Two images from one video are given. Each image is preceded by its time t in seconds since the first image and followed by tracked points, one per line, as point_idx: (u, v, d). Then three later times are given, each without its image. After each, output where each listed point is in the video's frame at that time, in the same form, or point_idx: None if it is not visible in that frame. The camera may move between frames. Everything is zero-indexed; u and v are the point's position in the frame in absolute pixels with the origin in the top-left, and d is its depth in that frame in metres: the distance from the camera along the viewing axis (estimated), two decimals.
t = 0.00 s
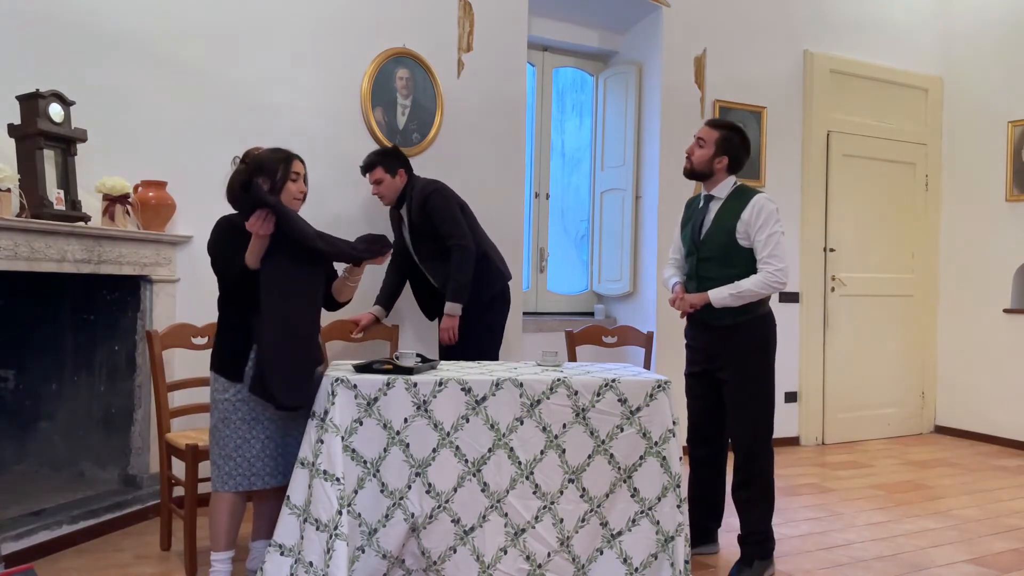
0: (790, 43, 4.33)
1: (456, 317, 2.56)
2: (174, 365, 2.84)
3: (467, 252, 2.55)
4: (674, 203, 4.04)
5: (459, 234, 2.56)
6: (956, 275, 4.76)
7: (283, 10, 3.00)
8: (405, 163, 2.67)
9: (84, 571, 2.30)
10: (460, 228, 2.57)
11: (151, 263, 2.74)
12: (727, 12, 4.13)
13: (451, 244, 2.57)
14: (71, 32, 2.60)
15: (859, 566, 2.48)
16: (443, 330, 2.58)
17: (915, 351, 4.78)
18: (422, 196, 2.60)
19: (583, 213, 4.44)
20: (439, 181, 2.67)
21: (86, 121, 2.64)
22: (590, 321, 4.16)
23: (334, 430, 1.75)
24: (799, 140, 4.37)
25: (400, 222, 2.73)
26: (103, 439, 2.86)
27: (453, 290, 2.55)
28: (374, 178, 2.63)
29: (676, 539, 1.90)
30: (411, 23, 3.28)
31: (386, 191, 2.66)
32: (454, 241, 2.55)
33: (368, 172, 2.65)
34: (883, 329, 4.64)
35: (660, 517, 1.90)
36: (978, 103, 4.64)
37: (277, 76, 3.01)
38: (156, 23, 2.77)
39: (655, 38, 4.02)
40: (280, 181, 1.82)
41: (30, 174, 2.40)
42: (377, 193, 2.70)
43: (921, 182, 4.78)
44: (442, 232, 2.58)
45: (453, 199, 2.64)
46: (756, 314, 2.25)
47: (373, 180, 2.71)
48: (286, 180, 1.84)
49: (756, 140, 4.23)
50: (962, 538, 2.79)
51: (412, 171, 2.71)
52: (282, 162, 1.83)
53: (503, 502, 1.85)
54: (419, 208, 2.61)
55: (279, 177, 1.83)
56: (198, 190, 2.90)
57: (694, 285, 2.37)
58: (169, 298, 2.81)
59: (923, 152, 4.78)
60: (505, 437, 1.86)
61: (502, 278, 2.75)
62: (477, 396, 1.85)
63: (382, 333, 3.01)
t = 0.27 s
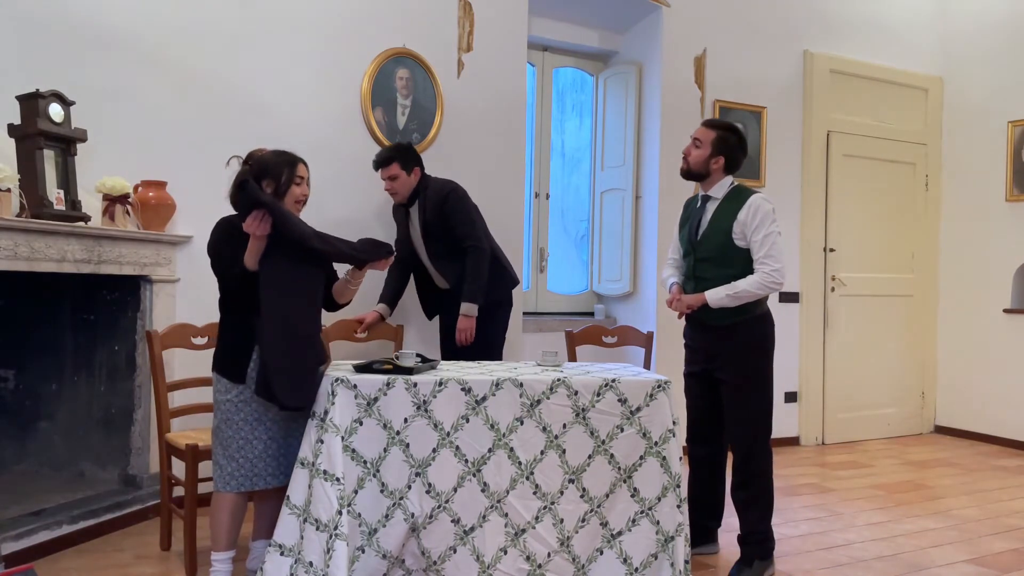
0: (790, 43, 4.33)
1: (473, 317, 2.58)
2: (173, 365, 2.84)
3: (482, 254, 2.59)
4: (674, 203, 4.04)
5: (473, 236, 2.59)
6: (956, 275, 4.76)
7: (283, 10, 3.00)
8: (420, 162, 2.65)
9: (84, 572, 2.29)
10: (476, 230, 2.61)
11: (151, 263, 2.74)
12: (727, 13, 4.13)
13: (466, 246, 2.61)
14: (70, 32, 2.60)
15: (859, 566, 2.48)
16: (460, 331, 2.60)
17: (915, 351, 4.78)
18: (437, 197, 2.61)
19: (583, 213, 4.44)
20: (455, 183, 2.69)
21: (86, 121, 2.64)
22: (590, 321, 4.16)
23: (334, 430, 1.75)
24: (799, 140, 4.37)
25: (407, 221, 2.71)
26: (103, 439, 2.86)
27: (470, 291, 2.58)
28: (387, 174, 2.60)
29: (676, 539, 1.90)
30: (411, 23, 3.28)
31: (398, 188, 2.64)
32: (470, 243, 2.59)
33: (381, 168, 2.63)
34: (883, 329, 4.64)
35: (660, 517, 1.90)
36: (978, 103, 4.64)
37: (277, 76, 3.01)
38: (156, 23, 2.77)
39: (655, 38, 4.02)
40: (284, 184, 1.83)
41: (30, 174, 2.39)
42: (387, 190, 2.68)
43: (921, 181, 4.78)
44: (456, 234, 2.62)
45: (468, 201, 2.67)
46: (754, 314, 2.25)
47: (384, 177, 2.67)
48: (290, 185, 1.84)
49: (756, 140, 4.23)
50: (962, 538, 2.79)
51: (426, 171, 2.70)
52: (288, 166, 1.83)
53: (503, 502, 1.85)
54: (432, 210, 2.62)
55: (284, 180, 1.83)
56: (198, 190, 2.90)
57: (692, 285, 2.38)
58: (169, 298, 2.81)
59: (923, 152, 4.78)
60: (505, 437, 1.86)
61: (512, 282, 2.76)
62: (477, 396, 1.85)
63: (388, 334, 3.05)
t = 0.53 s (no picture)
0: (790, 43, 4.33)
1: (490, 317, 2.58)
2: (173, 365, 2.84)
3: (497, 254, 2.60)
4: (674, 203, 4.04)
5: (487, 235, 2.60)
6: (956, 275, 4.76)
7: (283, 10, 3.00)
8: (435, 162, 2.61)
9: (84, 572, 2.29)
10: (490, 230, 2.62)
11: (151, 263, 2.74)
12: (727, 12, 4.13)
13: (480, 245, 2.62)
14: (70, 32, 2.60)
15: (859, 566, 2.48)
16: (478, 331, 2.58)
17: (915, 351, 4.78)
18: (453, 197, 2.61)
19: (583, 213, 4.43)
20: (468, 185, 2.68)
21: (86, 121, 2.64)
22: (590, 321, 4.16)
23: (334, 430, 1.75)
24: (799, 140, 4.37)
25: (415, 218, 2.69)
26: (102, 439, 2.86)
27: (487, 291, 2.58)
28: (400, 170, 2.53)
29: (676, 539, 1.90)
30: (411, 23, 3.28)
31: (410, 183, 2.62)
32: (485, 243, 2.60)
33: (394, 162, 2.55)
34: (883, 329, 4.64)
35: (661, 517, 1.90)
36: (978, 103, 4.64)
37: (277, 76, 3.01)
38: (156, 23, 2.76)
39: (655, 38, 4.02)
40: (285, 185, 1.83)
41: (30, 174, 2.39)
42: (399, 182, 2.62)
43: (921, 181, 4.78)
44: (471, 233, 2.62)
45: (481, 202, 2.68)
46: (753, 314, 2.25)
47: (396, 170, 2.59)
48: (291, 186, 1.84)
49: (756, 140, 4.23)
50: (962, 538, 2.79)
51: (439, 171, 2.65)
52: (289, 167, 1.84)
53: (503, 502, 1.85)
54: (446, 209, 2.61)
55: (284, 181, 1.83)
56: (198, 190, 2.90)
57: (691, 285, 2.38)
58: (169, 298, 2.81)
59: (923, 152, 4.78)
60: (505, 437, 1.86)
61: (521, 282, 2.78)
62: (477, 396, 1.85)
63: (388, 334, 3.05)
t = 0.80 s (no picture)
0: (790, 43, 4.33)
1: (504, 317, 2.57)
2: (174, 365, 2.84)
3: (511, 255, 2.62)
4: (674, 203, 4.04)
5: (503, 236, 2.61)
6: (956, 275, 4.76)
7: (283, 11, 3.00)
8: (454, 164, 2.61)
9: (83, 572, 2.29)
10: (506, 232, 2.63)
11: (151, 263, 2.74)
12: (727, 13, 4.13)
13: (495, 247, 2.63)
14: (70, 32, 2.60)
15: (859, 566, 2.48)
16: (492, 330, 2.57)
17: (915, 351, 4.78)
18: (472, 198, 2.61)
19: (583, 213, 4.43)
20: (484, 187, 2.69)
21: (86, 121, 2.64)
22: (590, 321, 4.16)
23: (334, 430, 1.75)
24: (799, 140, 4.37)
25: (425, 212, 2.68)
26: (103, 439, 2.86)
27: (502, 290, 2.58)
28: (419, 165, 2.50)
29: (676, 539, 1.90)
30: (411, 23, 3.28)
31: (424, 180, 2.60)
32: (501, 244, 2.61)
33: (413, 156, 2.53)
34: (883, 329, 4.64)
35: (660, 517, 1.90)
36: (978, 103, 4.64)
37: (277, 76, 3.01)
38: (156, 22, 2.76)
39: (654, 38, 4.02)
40: (282, 183, 1.83)
41: (30, 174, 2.39)
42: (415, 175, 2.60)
43: (921, 182, 4.78)
44: (488, 234, 2.62)
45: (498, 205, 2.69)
46: (753, 314, 2.25)
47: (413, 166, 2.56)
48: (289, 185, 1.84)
49: (756, 140, 4.23)
50: (961, 538, 2.79)
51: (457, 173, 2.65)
52: (287, 165, 1.83)
53: (503, 502, 1.85)
54: (463, 210, 2.60)
55: (281, 179, 1.83)
56: (198, 190, 2.90)
57: (691, 286, 2.38)
58: (169, 298, 2.81)
59: (923, 152, 4.78)
60: (505, 437, 1.86)
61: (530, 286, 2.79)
62: (477, 396, 1.85)
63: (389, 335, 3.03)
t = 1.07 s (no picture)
0: (790, 43, 4.33)
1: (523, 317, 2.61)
2: (174, 365, 2.84)
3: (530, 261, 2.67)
4: (674, 203, 4.04)
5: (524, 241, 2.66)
6: (956, 275, 4.76)
7: (283, 11, 3.00)
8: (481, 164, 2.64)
9: (83, 572, 2.29)
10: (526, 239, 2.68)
11: (151, 263, 2.74)
12: (727, 13, 4.13)
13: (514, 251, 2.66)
14: (70, 32, 2.60)
15: (859, 566, 2.48)
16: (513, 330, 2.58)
17: (915, 352, 4.78)
18: (495, 201, 2.63)
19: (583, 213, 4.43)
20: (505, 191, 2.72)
21: (86, 121, 2.64)
22: (590, 321, 4.16)
23: (334, 430, 1.75)
24: (799, 141, 4.37)
25: (443, 206, 2.67)
26: (103, 439, 2.86)
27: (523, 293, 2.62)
28: (450, 161, 2.51)
29: (676, 539, 1.90)
30: (411, 23, 3.28)
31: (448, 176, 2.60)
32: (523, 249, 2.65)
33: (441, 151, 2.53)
34: (883, 329, 4.64)
35: (660, 517, 1.90)
36: (978, 103, 4.64)
37: (277, 76, 3.01)
38: (156, 22, 2.76)
39: (655, 39, 4.02)
40: (270, 179, 1.85)
41: (30, 174, 2.39)
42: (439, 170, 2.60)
43: (921, 182, 4.78)
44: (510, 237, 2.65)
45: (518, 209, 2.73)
46: (753, 314, 2.25)
47: (441, 163, 2.56)
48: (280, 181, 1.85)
49: (756, 140, 4.23)
50: (961, 538, 2.79)
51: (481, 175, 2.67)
52: (277, 163, 1.85)
53: (503, 502, 1.85)
54: (487, 212, 2.62)
55: (269, 176, 1.85)
56: (198, 190, 2.89)
57: (691, 286, 2.38)
58: (169, 298, 2.81)
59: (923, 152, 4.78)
60: (505, 437, 1.86)
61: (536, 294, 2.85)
62: (477, 396, 1.85)
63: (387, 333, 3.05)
